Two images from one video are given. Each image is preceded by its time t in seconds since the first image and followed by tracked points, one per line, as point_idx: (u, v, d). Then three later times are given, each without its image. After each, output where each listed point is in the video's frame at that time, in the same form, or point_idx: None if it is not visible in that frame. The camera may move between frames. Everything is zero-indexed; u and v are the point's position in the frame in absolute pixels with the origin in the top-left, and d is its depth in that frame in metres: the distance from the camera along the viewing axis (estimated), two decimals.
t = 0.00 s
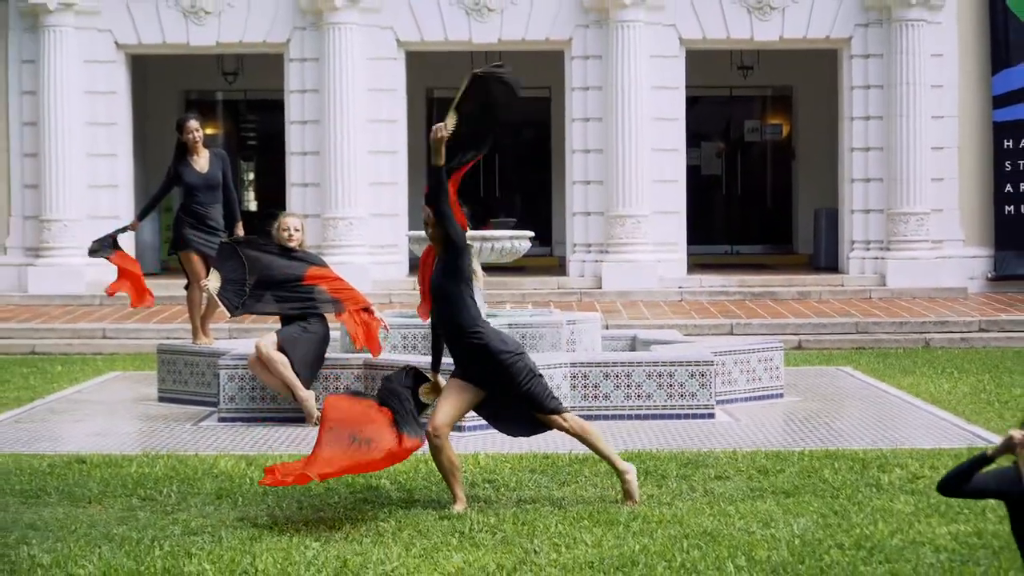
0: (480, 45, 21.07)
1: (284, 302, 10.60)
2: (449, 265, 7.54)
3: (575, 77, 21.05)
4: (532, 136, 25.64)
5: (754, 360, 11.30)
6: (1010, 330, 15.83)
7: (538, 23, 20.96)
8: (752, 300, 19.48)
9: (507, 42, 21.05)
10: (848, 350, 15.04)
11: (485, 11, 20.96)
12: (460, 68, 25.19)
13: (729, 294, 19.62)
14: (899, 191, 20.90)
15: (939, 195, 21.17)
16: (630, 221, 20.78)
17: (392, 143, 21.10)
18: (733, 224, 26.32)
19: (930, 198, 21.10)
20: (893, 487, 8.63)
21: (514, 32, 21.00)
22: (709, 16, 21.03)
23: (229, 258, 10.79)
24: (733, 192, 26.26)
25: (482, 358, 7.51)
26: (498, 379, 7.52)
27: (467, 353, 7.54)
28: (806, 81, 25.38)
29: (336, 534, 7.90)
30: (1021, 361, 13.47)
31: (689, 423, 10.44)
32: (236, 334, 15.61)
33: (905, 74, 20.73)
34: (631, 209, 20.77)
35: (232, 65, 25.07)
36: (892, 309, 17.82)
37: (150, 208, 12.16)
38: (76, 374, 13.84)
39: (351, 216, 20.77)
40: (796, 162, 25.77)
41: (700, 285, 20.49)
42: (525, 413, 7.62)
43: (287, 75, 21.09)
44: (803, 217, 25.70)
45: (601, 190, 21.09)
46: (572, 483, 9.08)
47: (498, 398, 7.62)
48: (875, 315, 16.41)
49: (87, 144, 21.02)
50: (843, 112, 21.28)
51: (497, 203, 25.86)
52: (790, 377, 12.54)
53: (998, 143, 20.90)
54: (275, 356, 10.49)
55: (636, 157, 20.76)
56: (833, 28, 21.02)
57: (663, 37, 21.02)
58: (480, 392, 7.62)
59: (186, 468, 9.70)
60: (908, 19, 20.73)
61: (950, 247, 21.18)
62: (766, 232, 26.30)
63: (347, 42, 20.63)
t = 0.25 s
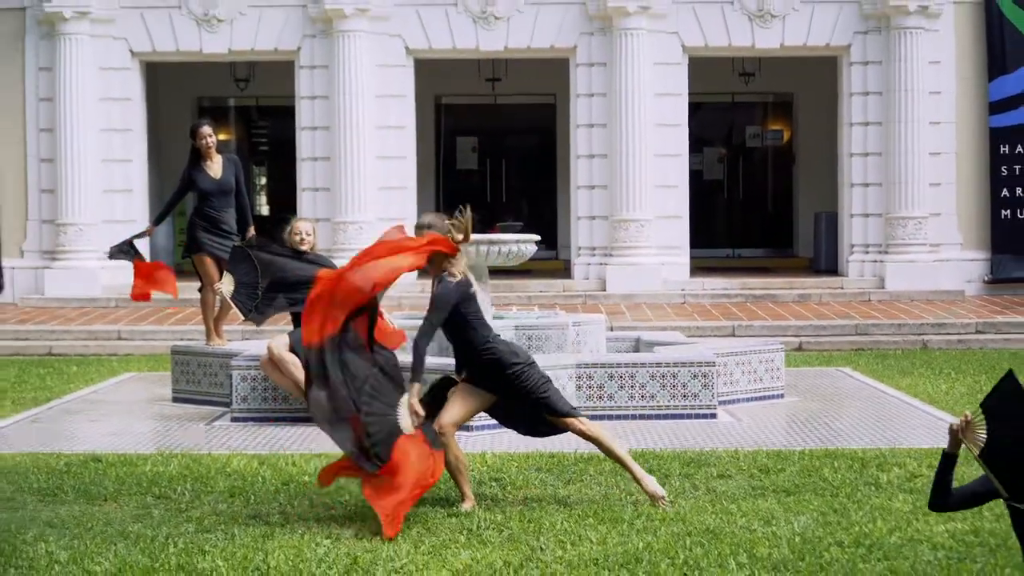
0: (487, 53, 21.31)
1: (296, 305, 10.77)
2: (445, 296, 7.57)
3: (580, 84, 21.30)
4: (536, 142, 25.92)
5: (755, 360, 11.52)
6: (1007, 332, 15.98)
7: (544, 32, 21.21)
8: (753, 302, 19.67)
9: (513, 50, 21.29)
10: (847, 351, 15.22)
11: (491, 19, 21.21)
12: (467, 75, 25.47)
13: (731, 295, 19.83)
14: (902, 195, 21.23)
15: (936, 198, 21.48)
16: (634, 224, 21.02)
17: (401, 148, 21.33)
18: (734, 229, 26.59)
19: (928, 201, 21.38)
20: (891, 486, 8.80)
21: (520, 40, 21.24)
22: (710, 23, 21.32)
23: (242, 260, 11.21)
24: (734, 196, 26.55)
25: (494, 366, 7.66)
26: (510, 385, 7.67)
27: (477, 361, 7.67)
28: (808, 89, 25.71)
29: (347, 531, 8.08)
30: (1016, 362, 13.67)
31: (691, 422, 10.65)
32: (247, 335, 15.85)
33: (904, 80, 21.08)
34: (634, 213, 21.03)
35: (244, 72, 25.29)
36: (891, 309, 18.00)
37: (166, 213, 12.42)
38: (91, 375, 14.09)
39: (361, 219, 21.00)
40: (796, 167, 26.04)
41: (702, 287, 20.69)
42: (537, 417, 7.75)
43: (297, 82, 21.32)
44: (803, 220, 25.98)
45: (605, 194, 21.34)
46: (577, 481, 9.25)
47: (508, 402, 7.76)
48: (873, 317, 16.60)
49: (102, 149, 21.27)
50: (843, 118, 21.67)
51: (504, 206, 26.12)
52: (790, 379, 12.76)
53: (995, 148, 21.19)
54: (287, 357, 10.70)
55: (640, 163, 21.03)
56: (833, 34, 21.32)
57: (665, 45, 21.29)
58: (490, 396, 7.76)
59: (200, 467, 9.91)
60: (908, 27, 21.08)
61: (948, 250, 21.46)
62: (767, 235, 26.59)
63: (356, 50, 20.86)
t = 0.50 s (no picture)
0: (496, 62, 21.54)
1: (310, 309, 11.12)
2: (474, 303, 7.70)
3: (587, 93, 21.52)
4: (544, 150, 26.17)
5: (758, 364, 11.74)
6: (1006, 337, 16.12)
7: (552, 42, 21.43)
8: (757, 307, 19.84)
9: (522, 60, 21.52)
10: (850, 356, 15.40)
11: (501, 30, 21.43)
12: (477, 85, 25.74)
13: (735, 300, 20.01)
14: (900, 203, 21.41)
15: (936, 206, 21.67)
16: (641, 231, 21.23)
17: (412, 157, 21.57)
18: (740, 235, 26.90)
19: (928, 209, 21.56)
20: (893, 488, 8.96)
21: (529, 50, 21.47)
22: (714, 33, 21.53)
23: (257, 266, 11.42)
24: (739, 202, 26.80)
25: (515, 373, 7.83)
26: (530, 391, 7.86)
27: (499, 367, 7.84)
28: (810, 99, 26.00)
29: (359, 531, 8.25)
30: (1014, 367, 13.86)
31: (696, 425, 10.87)
32: (261, 340, 16.09)
33: (903, 89, 21.25)
34: (641, 220, 21.24)
35: (259, 81, 25.55)
36: (894, 314, 18.15)
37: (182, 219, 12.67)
38: (108, 378, 14.33)
39: (373, 226, 21.22)
40: (800, 175, 26.28)
41: (708, 292, 20.88)
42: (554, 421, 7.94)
43: (311, 91, 21.57)
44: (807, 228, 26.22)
45: (612, 202, 21.56)
46: (585, 482, 9.41)
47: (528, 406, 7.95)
48: (875, 322, 16.77)
49: (120, 157, 21.55)
50: (844, 126, 21.86)
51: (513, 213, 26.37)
52: (794, 383, 12.96)
53: (994, 155, 21.36)
54: (301, 361, 10.92)
55: (646, 171, 21.25)
56: (835, 45, 21.56)
57: (671, 55, 21.50)
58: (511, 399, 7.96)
59: (215, 468, 10.12)
60: (907, 38, 21.26)
61: (948, 256, 21.66)
62: (771, 241, 26.84)
63: (369, 59, 21.09)
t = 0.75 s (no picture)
0: (506, 70, 21.69)
1: (325, 313, 11.21)
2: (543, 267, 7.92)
3: (597, 99, 21.64)
4: (554, 156, 26.31)
5: (767, 368, 11.88)
6: (1011, 340, 16.22)
7: (561, 50, 21.57)
8: (765, 312, 19.95)
9: (533, 67, 21.66)
10: (857, 359, 15.50)
11: (511, 37, 21.56)
12: (488, 92, 25.92)
13: (743, 305, 20.11)
14: (906, 209, 21.50)
15: (943, 212, 21.74)
16: (650, 236, 21.35)
17: (423, 163, 21.72)
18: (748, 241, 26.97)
19: (934, 214, 21.65)
20: (898, 490, 9.06)
21: (539, 57, 21.61)
22: (723, 41, 21.65)
23: (270, 272, 11.40)
24: (747, 208, 26.91)
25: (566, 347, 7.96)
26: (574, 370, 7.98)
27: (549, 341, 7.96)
28: (817, 103, 26.24)
29: (371, 532, 8.35)
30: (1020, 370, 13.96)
31: (704, 428, 11.02)
32: (274, 344, 16.26)
33: (909, 96, 21.34)
34: (650, 225, 21.36)
35: (273, 89, 25.58)
36: (900, 319, 18.24)
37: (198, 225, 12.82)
38: (124, 382, 14.50)
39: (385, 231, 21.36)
40: (807, 181, 26.43)
41: (717, 296, 21.00)
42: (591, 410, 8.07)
43: (324, 98, 21.74)
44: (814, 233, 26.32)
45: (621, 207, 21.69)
46: (594, 484, 9.51)
47: (566, 391, 8.05)
48: (881, 326, 16.87)
49: (135, 163, 21.74)
50: (851, 133, 21.94)
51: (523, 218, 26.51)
52: (801, 387, 13.10)
53: (999, 162, 21.48)
54: (313, 364, 11.10)
55: (655, 177, 21.38)
56: (841, 53, 21.68)
57: (680, 63, 21.64)
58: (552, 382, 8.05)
59: (229, 470, 10.26)
60: (913, 45, 21.35)
61: (954, 261, 21.75)
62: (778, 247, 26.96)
63: (381, 66, 21.24)
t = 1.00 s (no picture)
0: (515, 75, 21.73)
1: (334, 318, 11.30)
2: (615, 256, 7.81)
3: (606, 105, 21.69)
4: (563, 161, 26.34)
5: (776, 373, 11.89)
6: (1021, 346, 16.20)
7: (571, 55, 21.59)
8: (774, 317, 19.94)
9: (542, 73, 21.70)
10: (866, 364, 15.49)
11: (521, 43, 21.57)
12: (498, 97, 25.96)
13: (751, 310, 20.11)
14: (914, 214, 21.52)
15: (951, 217, 21.76)
16: (658, 241, 21.35)
17: (433, 168, 21.76)
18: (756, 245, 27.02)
19: (943, 220, 21.66)
20: (908, 496, 9.05)
21: (549, 63, 21.64)
22: (732, 46, 21.68)
23: (279, 278, 11.56)
24: (755, 214, 26.92)
25: (630, 342, 7.79)
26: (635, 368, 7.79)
27: (614, 335, 7.80)
28: (826, 110, 26.21)
29: (380, 537, 8.35)
30: None
31: (713, 433, 11.03)
32: (284, 349, 16.29)
33: (918, 101, 21.36)
34: (658, 230, 21.37)
35: (282, 94, 25.72)
36: (907, 324, 18.23)
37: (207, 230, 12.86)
38: (134, 386, 14.53)
39: (394, 236, 21.38)
40: (816, 187, 26.48)
41: (725, 301, 21.00)
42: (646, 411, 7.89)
43: (333, 104, 21.79)
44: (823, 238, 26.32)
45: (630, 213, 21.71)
46: (603, 490, 9.50)
47: (623, 390, 7.88)
48: (890, 331, 16.86)
49: (145, 169, 21.80)
50: (860, 138, 21.97)
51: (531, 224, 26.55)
52: (810, 392, 13.10)
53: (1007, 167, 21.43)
54: (322, 368, 11.07)
55: (664, 182, 21.41)
56: (850, 59, 21.69)
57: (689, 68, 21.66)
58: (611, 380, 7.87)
59: (238, 475, 10.27)
60: (922, 51, 21.35)
61: (963, 266, 21.73)
62: (787, 252, 26.96)
63: (391, 72, 21.29)
